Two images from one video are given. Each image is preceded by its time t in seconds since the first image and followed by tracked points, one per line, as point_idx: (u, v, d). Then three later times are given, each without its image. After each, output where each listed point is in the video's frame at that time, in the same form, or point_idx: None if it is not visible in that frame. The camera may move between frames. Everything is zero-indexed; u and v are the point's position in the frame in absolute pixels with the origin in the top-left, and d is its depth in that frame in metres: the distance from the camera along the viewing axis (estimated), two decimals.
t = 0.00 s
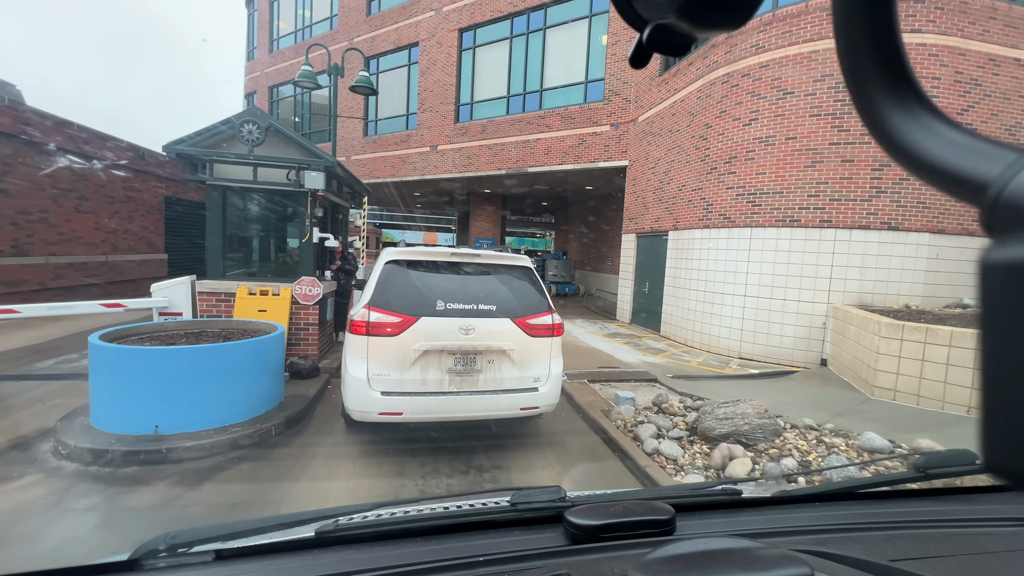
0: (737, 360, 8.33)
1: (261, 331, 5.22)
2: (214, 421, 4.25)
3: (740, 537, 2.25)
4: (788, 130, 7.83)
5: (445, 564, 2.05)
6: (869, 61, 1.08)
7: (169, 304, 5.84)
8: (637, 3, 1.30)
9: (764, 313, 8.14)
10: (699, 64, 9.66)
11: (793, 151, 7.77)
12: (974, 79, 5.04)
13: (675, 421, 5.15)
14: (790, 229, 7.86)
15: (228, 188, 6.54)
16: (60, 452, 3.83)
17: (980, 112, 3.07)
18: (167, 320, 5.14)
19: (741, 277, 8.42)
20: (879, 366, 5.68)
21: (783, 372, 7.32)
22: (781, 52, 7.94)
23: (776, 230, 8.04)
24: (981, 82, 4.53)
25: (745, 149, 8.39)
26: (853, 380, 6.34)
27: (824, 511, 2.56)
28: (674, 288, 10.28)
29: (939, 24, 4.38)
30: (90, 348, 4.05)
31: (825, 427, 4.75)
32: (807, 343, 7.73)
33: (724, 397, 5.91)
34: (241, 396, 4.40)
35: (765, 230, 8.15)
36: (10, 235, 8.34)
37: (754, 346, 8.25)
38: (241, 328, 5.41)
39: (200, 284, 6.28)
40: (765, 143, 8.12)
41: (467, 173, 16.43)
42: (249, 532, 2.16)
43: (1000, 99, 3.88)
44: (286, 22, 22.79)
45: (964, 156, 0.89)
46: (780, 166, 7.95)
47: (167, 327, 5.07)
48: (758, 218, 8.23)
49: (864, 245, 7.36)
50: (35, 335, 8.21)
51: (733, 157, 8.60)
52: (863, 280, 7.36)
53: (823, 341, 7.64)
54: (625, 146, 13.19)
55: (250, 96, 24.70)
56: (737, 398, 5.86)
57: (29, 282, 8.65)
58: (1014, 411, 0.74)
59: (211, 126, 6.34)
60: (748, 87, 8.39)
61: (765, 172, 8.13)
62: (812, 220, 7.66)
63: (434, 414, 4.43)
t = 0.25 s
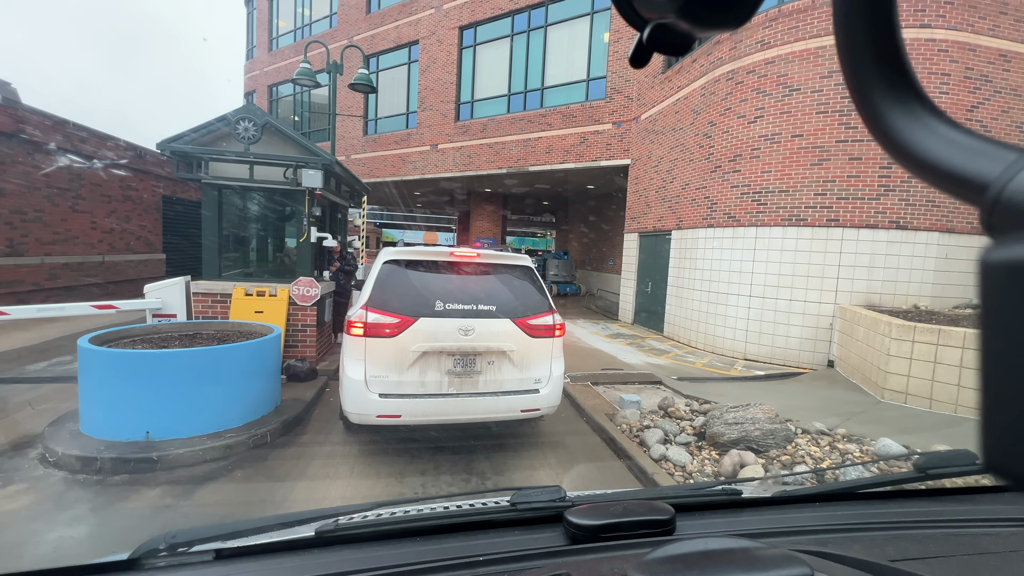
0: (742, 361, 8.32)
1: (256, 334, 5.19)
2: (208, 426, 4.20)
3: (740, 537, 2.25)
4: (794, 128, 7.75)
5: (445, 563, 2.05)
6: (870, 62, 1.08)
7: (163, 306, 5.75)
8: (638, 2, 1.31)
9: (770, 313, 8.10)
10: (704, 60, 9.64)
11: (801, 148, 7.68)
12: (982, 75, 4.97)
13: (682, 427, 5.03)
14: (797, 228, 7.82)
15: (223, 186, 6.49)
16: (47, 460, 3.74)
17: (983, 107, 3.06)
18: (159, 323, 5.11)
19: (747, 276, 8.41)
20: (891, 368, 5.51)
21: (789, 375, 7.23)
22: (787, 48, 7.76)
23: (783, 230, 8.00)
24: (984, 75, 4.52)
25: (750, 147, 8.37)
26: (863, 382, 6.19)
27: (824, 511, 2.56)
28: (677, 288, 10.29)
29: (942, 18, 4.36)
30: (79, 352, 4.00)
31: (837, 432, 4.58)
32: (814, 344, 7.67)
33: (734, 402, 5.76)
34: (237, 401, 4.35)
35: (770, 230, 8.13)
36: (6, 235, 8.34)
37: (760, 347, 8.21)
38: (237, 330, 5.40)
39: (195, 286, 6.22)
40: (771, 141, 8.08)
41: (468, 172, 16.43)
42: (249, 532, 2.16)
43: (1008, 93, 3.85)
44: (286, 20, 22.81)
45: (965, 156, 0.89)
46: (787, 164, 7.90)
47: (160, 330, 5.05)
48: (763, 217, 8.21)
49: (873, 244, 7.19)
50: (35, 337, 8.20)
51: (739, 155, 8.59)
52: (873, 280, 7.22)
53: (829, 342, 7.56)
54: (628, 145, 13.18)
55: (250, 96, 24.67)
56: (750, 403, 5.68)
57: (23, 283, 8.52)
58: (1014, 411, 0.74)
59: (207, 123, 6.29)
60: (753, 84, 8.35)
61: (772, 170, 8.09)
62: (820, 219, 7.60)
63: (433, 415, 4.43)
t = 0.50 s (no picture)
0: (746, 362, 8.33)
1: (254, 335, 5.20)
2: (203, 430, 4.16)
3: (739, 536, 2.25)
4: (797, 126, 7.71)
5: (445, 562, 2.05)
6: (872, 62, 1.08)
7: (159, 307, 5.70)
8: (637, 3, 1.31)
9: (774, 313, 8.10)
10: (707, 58, 9.63)
11: (804, 147, 7.65)
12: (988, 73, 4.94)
13: (687, 430, 4.98)
14: (800, 228, 7.81)
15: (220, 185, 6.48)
16: (38, 464, 3.69)
17: (986, 104, 3.06)
18: (155, 324, 5.14)
19: (750, 276, 8.41)
20: (898, 369, 5.48)
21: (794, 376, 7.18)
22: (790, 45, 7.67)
23: (786, 229, 7.99)
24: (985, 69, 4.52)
25: (753, 146, 8.36)
26: (870, 384, 6.14)
27: (824, 511, 2.56)
28: (680, 288, 10.30)
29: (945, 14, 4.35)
30: (70, 355, 3.96)
31: (845, 436, 4.47)
32: (818, 344, 7.67)
33: (740, 404, 5.70)
34: (234, 405, 4.34)
35: (773, 229, 8.12)
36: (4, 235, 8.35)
37: (764, 348, 8.22)
38: (234, 331, 5.41)
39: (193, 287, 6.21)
40: (774, 139, 8.06)
41: (468, 171, 16.43)
42: (249, 530, 2.16)
43: (1012, 89, 3.84)
44: (286, 19, 22.82)
45: (965, 156, 0.90)
46: (790, 163, 7.88)
47: (155, 331, 5.06)
48: (767, 216, 8.20)
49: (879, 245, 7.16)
50: (35, 336, 8.22)
51: (741, 154, 8.59)
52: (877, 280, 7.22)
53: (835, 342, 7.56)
54: (628, 144, 13.16)
55: (249, 95, 24.64)
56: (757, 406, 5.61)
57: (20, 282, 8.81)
58: (1012, 412, 0.74)
59: (204, 121, 6.27)
60: (757, 82, 8.33)
61: (775, 169, 8.08)
62: (824, 219, 7.58)
63: (431, 414, 4.43)
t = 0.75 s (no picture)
0: (748, 362, 8.33)
1: (251, 336, 5.22)
2: (198, 431, 4.14)
3: (739, 536, 2.26)
4: (801, 125, 7.70)
5: (445, 561, 2.06)
6: (872, 61, 1.08)
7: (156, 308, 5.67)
8: (638, 2, 1.31)
9: (776, 313, 8.09)
10: (709, 57, 9.63)
11: (807, 146, 7.62)
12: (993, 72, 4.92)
13: (690, 431, 4.94)
14: (803, 227, 7.79)
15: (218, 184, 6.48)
16: (32, 468, 3.67)
17: (988, 103, 3.05)
18: (153, 325, 5.13)
19: (752, 276, 8.40)
20: (902, 370, 5.47)
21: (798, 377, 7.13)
22: (794, 44, 7.65)
23: (789, 229, 7.97)
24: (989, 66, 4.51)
25: (756, 145, 8.33)
26: (873, 385, 6.09)
27: (824, 510, 2.56)
28: (682, 288, 10.30)
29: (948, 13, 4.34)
30: (66, 357, 3.98)
31: (850, 437, 4.39)
32: (821, 344, 7.66)
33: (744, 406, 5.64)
34: (232, 406, 4.32)
35: (776, 229, 8.09)
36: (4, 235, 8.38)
37: (766, 348, 8.22)
38: (232, 332, 5.41)
39: (191, 287, 6.22)
40: (777, 138, 8.04)
41: (468, 171, 16.43)
42: (249, 530, 2.17)
43: (1015, 88, 3.83)
44: (286, 19, 22.84)
45: (965, 156, 0.90)
46: (793, 162, 7.86)
47: (153, 332, 5.05)
48: (769, 216, 8.17)
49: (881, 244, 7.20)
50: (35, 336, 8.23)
51: (743, 153, 8.58)
52: (881, 280, 7.23)
53: (838, 343, 7.55)
54: (629, 143, 13.16)
55: (249, 94, 24.61)
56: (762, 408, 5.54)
57: (18, 283, 9.00)
58: (1012, 413, 0.75)
59: (202, 120, 6.28)
60: (759, 80, 8.30)
61: (777, 168, 8.07)
62: (828, 218, 7.56)
63: (429, 411, 4.44)
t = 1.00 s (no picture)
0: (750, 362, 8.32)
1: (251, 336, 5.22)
2: (193, 434, 4.13)
3: (739, 536, 2.26)
4: (802, 124, 7.53)
5: (445, 561, 2.06)
6: (871, 61, 1.08)
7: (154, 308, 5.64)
8: (637, 2, 1.31)
9: (778, 313, 8.06)
10: (710, 56, 9.61)
11: (809, 145, 7.58)
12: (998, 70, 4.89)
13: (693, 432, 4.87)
14: (806, 227, 7.75)
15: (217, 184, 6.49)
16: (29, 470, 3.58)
17: (989, 102, 3.05)
18: (151, 326, 5.13)
19: (754, 276, 8.40)
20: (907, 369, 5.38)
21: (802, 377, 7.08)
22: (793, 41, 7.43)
23: (792, 228, 7.95)
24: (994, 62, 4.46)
25: (757, 144, 8.36)
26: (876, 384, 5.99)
27: (824, 510, 2.56)
28: (683, 289, 10.30)
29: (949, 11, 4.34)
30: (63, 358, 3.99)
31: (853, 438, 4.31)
32: (824, 344, 7.57)
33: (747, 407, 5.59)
34: (230, 408, 4.34)
35: (778, 228, 8.10)
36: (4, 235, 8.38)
37: (768, 348, 8.19)
38: (230, 333, 5.42)
39: (190, 287, 6.30)
40: (779, 137, 8.04)
41: (468, 170, 16.44)
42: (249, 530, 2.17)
43: (1019, 86, 3.83)
44: (286, 18, 22.86)
45: (964, 155, 0.90)
46: (795, 161, 7.84)
47: (151, 333, 5.05)
48: (771, 215, 8.19)
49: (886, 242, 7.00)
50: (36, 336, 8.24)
51: (745, 152, 8.58)
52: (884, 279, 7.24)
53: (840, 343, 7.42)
54: (630, 142, 13.16)
55: (249, 94, 24.60)
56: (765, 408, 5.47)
57: (16, 283, 8.94)
58: (1011, 413, 0.75)
59: (201, 118, 6.28)
60: (762, 78, 8.26)
61: (779, 167, 8.07)
62: (830, 217, 7.56)
63: (426, 407, 4.45)
